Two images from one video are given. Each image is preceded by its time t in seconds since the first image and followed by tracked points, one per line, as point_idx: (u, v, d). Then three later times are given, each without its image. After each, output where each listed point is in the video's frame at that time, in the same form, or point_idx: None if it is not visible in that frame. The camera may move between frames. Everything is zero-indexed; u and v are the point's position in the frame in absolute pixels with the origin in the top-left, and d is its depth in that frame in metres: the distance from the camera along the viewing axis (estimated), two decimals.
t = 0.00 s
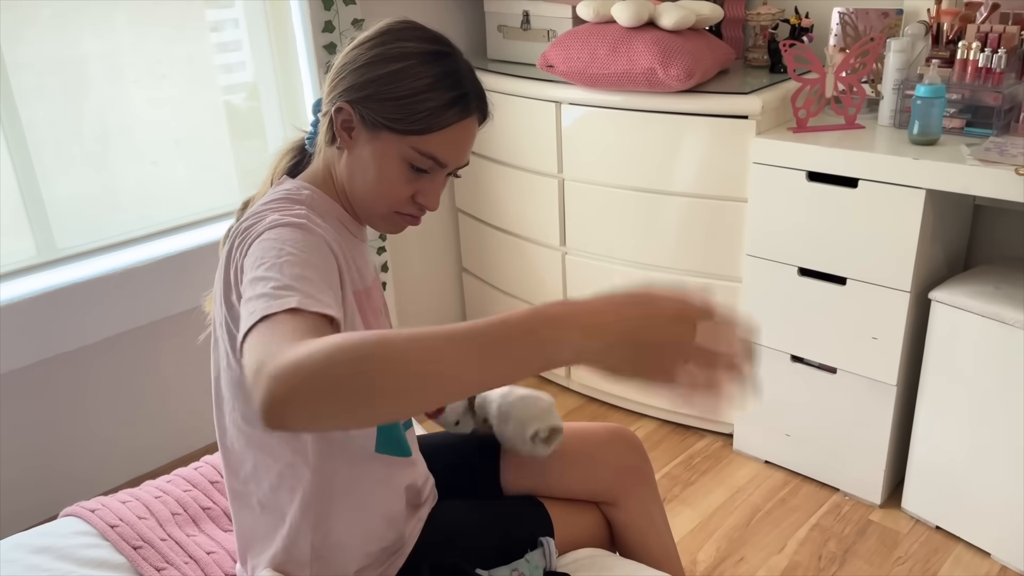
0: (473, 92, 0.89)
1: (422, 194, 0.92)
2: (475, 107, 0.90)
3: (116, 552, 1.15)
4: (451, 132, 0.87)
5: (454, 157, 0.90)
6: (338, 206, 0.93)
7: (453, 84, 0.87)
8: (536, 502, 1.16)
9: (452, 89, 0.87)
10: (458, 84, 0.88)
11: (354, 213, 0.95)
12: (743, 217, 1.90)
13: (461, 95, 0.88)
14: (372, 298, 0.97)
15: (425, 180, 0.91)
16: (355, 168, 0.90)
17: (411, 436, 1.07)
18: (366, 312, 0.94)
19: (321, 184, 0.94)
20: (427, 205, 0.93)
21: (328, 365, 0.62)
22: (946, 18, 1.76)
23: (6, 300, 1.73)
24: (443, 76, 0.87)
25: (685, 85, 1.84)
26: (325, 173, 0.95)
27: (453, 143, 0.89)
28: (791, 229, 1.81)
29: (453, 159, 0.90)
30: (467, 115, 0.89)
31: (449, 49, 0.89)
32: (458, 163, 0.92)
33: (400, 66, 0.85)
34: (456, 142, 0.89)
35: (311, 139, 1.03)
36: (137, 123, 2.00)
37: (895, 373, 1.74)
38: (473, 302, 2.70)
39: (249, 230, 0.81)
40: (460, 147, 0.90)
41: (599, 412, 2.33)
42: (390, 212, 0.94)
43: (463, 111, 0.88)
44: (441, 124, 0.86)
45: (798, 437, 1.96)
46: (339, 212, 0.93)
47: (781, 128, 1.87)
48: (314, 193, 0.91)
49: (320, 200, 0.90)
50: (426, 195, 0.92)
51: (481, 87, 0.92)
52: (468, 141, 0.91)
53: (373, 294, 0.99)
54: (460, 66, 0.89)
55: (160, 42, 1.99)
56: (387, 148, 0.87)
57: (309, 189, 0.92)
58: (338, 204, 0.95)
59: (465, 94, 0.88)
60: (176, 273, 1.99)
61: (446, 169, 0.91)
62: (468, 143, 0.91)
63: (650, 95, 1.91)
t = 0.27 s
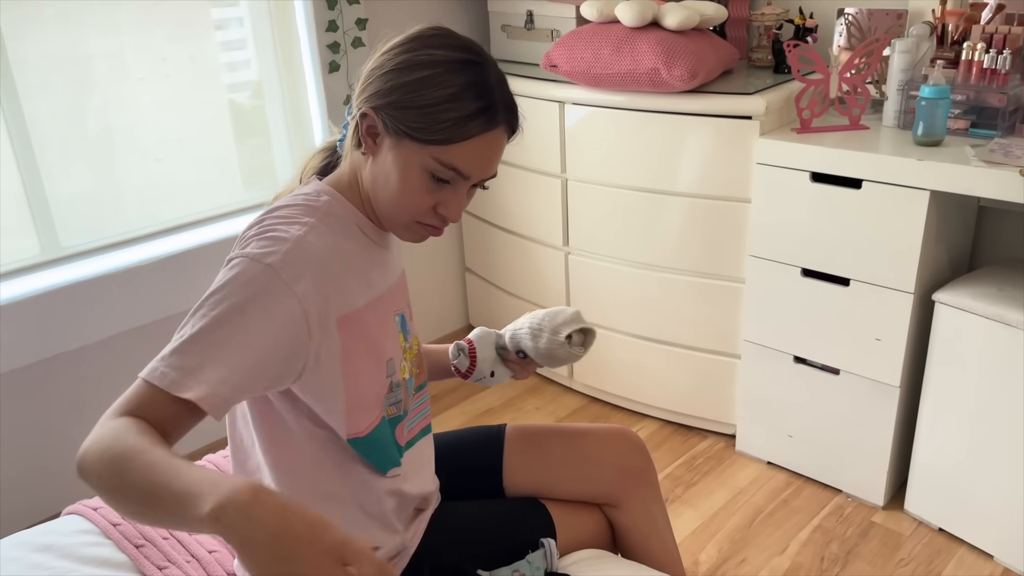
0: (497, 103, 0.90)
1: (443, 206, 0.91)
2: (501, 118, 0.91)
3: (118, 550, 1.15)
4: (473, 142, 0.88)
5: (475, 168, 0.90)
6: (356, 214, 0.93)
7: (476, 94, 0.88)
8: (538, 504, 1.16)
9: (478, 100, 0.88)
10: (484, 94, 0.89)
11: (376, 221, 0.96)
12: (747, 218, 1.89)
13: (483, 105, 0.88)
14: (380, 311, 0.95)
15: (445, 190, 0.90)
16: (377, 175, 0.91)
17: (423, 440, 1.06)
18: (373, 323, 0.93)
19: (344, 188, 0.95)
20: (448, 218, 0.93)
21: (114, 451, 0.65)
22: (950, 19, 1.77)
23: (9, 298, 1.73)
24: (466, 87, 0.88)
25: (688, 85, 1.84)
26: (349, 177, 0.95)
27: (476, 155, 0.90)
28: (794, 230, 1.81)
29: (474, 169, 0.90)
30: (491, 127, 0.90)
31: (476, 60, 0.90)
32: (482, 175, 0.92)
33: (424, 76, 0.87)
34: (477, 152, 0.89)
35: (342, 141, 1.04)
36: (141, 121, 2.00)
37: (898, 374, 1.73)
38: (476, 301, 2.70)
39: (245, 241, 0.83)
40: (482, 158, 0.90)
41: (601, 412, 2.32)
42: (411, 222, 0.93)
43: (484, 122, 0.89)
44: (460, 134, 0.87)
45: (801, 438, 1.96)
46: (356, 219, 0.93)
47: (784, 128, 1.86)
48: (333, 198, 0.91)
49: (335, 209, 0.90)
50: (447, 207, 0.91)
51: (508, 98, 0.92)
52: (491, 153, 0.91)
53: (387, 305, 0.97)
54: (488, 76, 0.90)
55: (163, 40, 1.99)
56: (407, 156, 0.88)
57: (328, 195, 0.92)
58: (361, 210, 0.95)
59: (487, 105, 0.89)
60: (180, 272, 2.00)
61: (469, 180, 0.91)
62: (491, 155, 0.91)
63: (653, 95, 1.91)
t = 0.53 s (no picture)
0: (494, 108, 0.87)
1: (438, 215, 0.89)
2: (497, 123, 0.87)
3: (128, 545, 1.16)
4: (467, 151, 0.85)
5: (471, 176, 0.87)
6: (354, 215, 0.94)
7: (469, 100, 0.85)
8: (549, 504, 1.16)
9: (470, 105, 0.85)
10: (478, 98, 0.85)
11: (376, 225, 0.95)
12: (757, 218, 1.89)
13: (476, 111, 0.85)
14: (373, 310, 0.95)
15: (440, 198, 0.88)
16: (373, 181, 0.91)
17: (431, 438, 1.07)
18: (364, 322, 0.94)
19: (344, 190, 0.95)
20: (445, 227, 0.90)
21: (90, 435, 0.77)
22: (964, 19, 1.77)
23: (20, 295, 1.74)
24: (459, 92, 0.85)
25: (699, 85, 1.83)
26: (352, 178, 0.96)
27: (469, 163, 0.86)
28: (805, 231, 1.80)
29: (470, 178, 0.87)
30: (484, 133, 0.86)
31: (474, 65, 0.87)
32: (480, 183, 0.89)
33: (416, 83, 0.85)
34: (472, 161, 0.86)
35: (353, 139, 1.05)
36: (152, 119, 2.01)
37: (908, 376, 1.73)
38: (484, 300, 2.70)
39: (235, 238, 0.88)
40: (478, 166, 0.87)
41: (610, 412, 2.32)
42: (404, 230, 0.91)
43: (478, 128, 0.85)
44: (451, 141, 0.84)
45: (810, 439, 1.95)
46: (352, 218, 0.94)
47: (796, 129, 1.86)
48: (328, 196, 0.93)
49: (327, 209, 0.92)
50: (442, 216, 0.89)
51: (507, 104, 0.89)
52: (488, 160, 0.88)
53: (386, 304, 0.97)
54: (486, 80, 0.87)
55: (174, 38, 1.99)
56: (401, 164, 0.87)
57: (324, 193, 0.93)
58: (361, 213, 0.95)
59: (482, 111, 0.85)
60: (190, 270, 2.00)
61: (465, 189, 0.88)
62: (489, 163, 0.88)
63: (664, 95, 1.90)
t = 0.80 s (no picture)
0: (439, 39, 0.89)
1: (404, 160, 0.87)
2: (448, 53, 0.88)
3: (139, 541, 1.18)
4: (411, 74, 0.87)
5: (424, 105, 0.87)
6: (359, 208, 0.95)
7: (410, 32, 0.88)
8: (555, 502, 1.17)
9: (416, 36, 0.88)
10: (426, 32, 0.88)
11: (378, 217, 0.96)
12: (765, 222, 1.89)
13: (416, 38, 0.88)
14: (379, 306, 0.96)
15: (403, 141, 0.88)
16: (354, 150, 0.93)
17: (438, 433, 1.08)
18: (370, 318, 0.94)
19: (349, 186, 0.96)
20: (415, 173, 0.87)
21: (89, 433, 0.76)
22: (975, 24, 1.76)
23: (31, 291, 1.76)
24: (402, 29, 0.89)
25: (708, 88, 1.84)
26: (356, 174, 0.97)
27: (423, 93, 0.87)
28: (813, 235, 1.80)
29: (422, 107, 0.87)
30: (432, 60, 0.88)
31: (422, 12, 0.91)
32: (441, 116, 0.88)
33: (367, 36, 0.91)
34: (421, 86, 0.87)
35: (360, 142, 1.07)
36: (163, 118, 2.02)
37: (916, 381, 1.72)
38: (492, 301, 2.71)
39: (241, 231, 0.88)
40: (428, 93, 0.87)
41: (616, 415, 2.32)
42: (379, 193, 0.90)
43: (420, 53, 0.87)
44: (393, 68, 0.87)
45: (817, 443, 1.95)
46: (357, 212, 0.94)
47: (805, 133, 1.86)
48: (335, 191, 0.94)
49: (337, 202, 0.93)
50: (408, 160, 0.87)
51: (459, 40, 0.90)
52: (443, 88, 0.88)
53: (392, 300, 0.98)
54: (438, 22, 0.90)
55: (186, 38, 2.01)
56: (363, 116, 0.89)
57: (331, 188, 0.94)
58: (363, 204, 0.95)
59: (422, 38, 0.88)
60: (200, 269, 2.01)
61: (424, 123, 0.88)
62: (444, 92, 0.88)
63: (673, 98, 1.91)
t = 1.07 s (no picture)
0: (449, 53, 0.86)
1: (417, 174, 0.88)
2: (457, 70, 0.86)
3: (146, 534, 1.19)
4: (424, 96, 0.85)
5: (437, 126, 0.86)
6: (370, 204, 0.95)
7: (419, 47, 0.86)
8: (560, 501, 1.17)
9: (425, 54, 0.85)
10: (433, 47, 0.86)
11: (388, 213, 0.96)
12: (774, 222, 1.88)
13: (426, 55, 0.85)
14: (390, 302, 0.96)
15: (416, 157, 0.87)
16: (364, 153, 0.92)
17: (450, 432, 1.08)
18: (382, 314, 0.95)
19: (359, 183, 0.96)
20: (427, 187, 0.88)
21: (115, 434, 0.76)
22: (987, 25, 1.74)
23: (42, 284, 1.77)
24: (411, 42, 0.86)
25: (719, 87, 1.83)
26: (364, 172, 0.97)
27: (432, 113, 0.85)
28: (822, 236, 1.80)
29: (435, 127, 0.86)
30: (441, 78, 0.85)
31: (428, 18, 0.88)
32: (452, 135, 0.87)
33: (373, 44, 0.88)
34: (432, 107, 0.85)
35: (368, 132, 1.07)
36: (174, 113, 2.03)
37: (924, 383, 1.72)
38: (499, 298, 2.71)
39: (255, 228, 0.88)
40: (441, 113, 0.85)
41: (622, 413, 2.32)
42: (392, 197, 0.90)
43: (431, 73, 0.85)
44: (403, 90, 0.84)
45: (823, 444, 1.95)
46: (369, 209, 0.95)
47: (815, 133, 1.85)
48: (346, 187, 0.94)
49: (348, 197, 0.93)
50: (421, 175, 0.88)
51: (468, 51, 0.88)
52: (455, 107, 0.86)
53: (403, 296, 0.98)
54: (446, 32, 0.88)
55: (196, 32, 2.01)
56: (372, 128, 0.88)
57: (343, 184, 0.94)
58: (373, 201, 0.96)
59: (432, 55, 0.85)
60: (210, 263, 2.02)
61: (436, 141, 0.87)
62: (456, 110, 0.86)
63: (683, 97, 1.90)
